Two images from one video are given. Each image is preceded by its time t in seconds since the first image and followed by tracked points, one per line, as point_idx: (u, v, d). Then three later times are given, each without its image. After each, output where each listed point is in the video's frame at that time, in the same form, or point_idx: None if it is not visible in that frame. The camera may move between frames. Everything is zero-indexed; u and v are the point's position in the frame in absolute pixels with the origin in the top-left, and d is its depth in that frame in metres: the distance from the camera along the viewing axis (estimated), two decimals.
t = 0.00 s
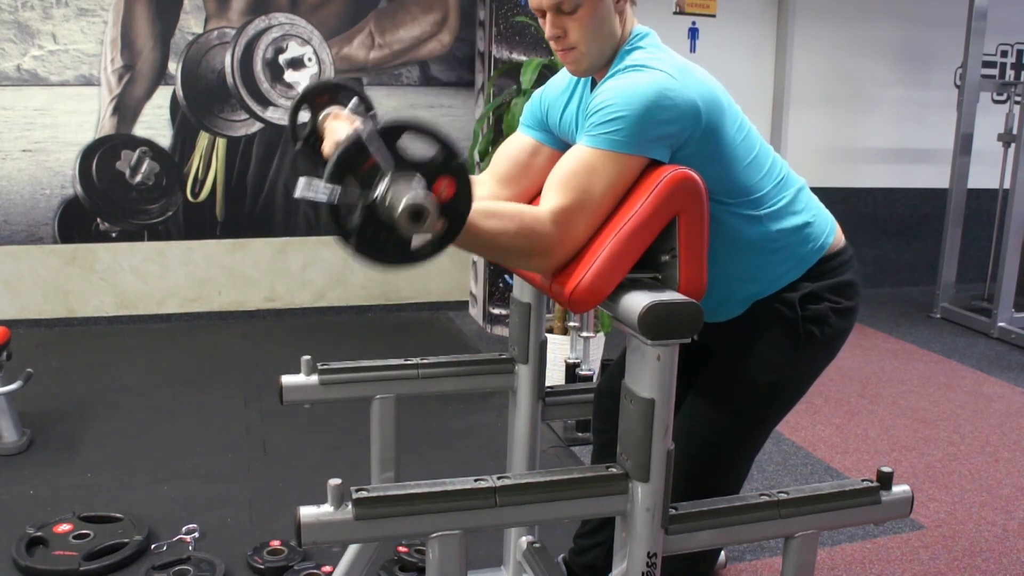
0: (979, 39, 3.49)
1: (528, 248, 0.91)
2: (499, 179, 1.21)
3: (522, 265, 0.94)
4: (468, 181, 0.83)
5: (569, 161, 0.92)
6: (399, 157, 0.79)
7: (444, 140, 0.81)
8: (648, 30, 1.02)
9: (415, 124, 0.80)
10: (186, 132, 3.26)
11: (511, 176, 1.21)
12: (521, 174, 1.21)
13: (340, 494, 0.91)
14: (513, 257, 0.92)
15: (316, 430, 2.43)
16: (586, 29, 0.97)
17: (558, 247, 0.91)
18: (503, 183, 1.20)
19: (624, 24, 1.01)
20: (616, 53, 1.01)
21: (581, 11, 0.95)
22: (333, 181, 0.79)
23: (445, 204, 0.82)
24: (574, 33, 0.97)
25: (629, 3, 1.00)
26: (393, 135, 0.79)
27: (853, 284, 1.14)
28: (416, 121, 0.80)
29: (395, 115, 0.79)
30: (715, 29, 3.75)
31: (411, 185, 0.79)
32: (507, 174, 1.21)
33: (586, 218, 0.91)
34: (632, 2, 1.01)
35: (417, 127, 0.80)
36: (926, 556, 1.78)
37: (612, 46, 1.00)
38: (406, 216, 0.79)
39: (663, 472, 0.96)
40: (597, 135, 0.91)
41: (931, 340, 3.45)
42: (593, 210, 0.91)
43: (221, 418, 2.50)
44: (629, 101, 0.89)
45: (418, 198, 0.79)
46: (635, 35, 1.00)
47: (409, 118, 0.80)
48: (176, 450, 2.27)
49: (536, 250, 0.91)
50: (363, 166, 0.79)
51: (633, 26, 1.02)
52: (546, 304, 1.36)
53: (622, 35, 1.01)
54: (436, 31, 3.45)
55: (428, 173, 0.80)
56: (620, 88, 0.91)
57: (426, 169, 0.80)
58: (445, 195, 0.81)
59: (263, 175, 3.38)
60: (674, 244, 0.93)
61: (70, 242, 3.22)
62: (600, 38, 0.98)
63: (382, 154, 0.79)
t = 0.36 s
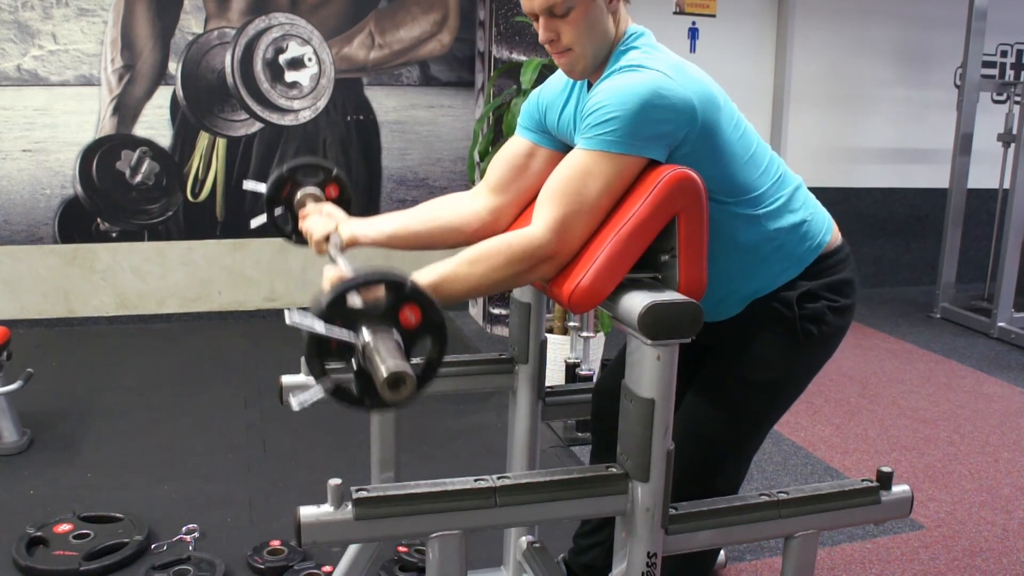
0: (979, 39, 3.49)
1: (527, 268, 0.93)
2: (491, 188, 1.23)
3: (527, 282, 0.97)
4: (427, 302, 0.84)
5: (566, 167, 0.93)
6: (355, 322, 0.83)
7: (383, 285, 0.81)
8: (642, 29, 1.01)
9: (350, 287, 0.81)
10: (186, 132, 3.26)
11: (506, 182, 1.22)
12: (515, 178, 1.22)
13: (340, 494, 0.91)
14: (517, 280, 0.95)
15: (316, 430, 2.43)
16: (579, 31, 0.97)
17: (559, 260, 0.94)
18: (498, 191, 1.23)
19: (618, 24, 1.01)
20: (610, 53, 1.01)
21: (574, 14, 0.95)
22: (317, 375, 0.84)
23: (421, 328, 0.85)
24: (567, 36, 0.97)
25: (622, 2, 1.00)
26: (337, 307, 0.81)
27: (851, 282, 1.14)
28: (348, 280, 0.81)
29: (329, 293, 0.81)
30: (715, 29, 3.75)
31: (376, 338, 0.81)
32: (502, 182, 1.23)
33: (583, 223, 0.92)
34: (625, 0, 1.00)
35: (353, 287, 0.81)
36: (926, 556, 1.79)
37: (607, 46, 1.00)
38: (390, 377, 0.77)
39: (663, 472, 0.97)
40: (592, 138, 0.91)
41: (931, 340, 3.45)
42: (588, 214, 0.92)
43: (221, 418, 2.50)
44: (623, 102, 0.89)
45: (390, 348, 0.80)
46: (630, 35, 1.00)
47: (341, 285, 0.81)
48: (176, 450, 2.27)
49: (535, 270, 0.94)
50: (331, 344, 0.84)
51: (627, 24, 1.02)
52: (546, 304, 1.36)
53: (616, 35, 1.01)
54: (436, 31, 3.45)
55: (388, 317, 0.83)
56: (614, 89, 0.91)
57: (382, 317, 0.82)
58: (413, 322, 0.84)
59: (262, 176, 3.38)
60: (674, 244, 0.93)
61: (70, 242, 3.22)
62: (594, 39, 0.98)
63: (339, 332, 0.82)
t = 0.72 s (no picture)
0: (979, 39, 3.49)
1: (527, 275, 0.94)
2: (490, 193, 1.23)
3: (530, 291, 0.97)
4: (435, 356, 0.85)
5: (562, 170, 0.93)
6: (371, 394, 0.84)
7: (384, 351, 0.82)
8: (637, 27, 1.01)
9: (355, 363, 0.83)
10: (186, 132, 3.26)
11: (505, 185, 1.22)
12: (514, 180, 1.22)
13: (340, 495, 0.90)
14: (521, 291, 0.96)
15: (316, 430, 2.43)
16: (574, 33, 0.97)
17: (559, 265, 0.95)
18: (497, 192, 1.22)
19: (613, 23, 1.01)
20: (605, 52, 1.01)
21: (568, 17, 0.95)
22: (354, 453, 0.87)
23: (435, 378, 0.86)
24: (562, 38, 0.97)
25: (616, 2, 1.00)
26: (348, 386, 0.83)
27: (850, 280, 1.14)
28: (353, 357, 0.83)
29: (336, 376, 0.83)
30: (715, 29, 3.75)
31: (394, 403, 0.82)
32: (501, 184, 1.22)
33: (580, 226, 0.93)
34: None
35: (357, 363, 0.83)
36: (926, 556, 1.79)
37: (602, 45, 1.00)
38: (414, 437, 0.79)
39: (663, 472, 0.96)
40: (588, 140, 0.91)
41: (931, 341, 3.45)
42: (584, 215, 0.92)
43: (221, 418, 2.50)
44: (618, 101, 0.89)
45: (410, 409, 0.81)
46: (624, 34, 1.00)
47: (346, 362, 0.83)
48: (176, 450, 2.27)
49: (535, 277, 0.95)
50: (355, 421, 0.86)
51: (621, 23, 1.02)
52: (546, 304, 1.36)
53: (611, 34, 1.01)
54: (436, 31, 3.45)
55: (400, 378, 0.84)
56: (607, 88, 0.91)
57: (394, 380, 0.84)
58: (426, 377, 0.85)
59: (262, 176, 3.38)
60: (674, 243, 0.93)
61: (70, 242, 3.22)
62: (587, 40, 0.98)
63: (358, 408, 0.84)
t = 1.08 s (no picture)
0: (979, 39, 3.49)
1: (526, 276, 0.94)
2: (489, 194, 1.23)
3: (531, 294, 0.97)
4: (448, 392, 0.82)
5: (561, 171, 0.93)
6: (395, 443, 0.83)
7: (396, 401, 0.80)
8: (633, 27, 1.01)
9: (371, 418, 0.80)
10: (186, 132, 3.26)
11: (505, 187, 1.22)
12: (514, 182, 1.22)
13: (340, 494, 0.90)
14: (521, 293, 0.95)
15: (316, 430, 2.43)
16: (570, 35, 0.97)
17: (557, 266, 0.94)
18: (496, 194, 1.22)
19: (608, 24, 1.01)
20: (602, 53, 1.01)
21: (563, 20, 0.95)
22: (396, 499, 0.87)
23: (455, 413, 0.83)
24: (558, 40, 0.97)
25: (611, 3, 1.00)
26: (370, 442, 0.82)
27: (849, 278, 1.14)
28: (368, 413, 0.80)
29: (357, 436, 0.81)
30: (715, 29, 3.75)
31: (419, 449, 0.81)
32: (500, 185, 1.22)
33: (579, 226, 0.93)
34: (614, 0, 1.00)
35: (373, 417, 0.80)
36: (925, 556, 1.79)
37: (598, 46, 1.00)
38: (443, 480, 0.78)
39: (663, 472, 0.96)
40: (586, 141, 0.91)
41: (931, 341, 3.45)
42: (582, 215, 0.92)
43: (221, 418, 2.50)
44: (615, 101, 0.89)
45: (435, 450, 0.80)
46: (621, 34, 1.00)
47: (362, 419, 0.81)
48: (176, 450, 2.27)
49: (534, 278, 0.94)
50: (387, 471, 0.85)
51: (616, 24, 1.02)
52: (546, 304, 1.36)
53: (606, 36, 1.01)
54: (436, 31, 3.45)
55: (419, 421, 0.82)
56: (604, 88, 0.91)
57: (414, 426, 0.82)
58: (445, 416, 0.82)
59: (262, 176, 3.38)
60: (674, 243, 0.93)
61: (70, 242, 3.22)
62: (583, 41, 0.98)
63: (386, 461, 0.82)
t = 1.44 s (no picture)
0: (979, 39, 3.49)
1: (526, 276, 0.94)
2: (490, 195, 1.23)
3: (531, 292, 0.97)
4: (442, 387, 0.82)
5: (559, 171, 0.93)
6: (390, 439, 0.83)
7: (391, 394, 0.81)
8: (631, 27, 1.01)
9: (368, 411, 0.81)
10: (186, 132, 3.26)
11: (506, 188, 1.22)
12: (514, 182, 1.22)
13: (340, 494, 0.90)
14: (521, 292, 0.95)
15: (316, 430, 2.43)
16: (569, 34, 0.96)
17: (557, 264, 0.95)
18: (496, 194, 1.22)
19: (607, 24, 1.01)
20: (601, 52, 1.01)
21: (562, 19, 0.95)
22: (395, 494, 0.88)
23: (449, 408, 0.84)
24: (557, 39, 0.97)
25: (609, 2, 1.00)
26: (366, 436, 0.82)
27: (848, 277, 1.14)
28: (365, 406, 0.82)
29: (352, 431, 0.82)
30: (715, 29, 3.75)
31: (413, 444, 0.81)
32: (501, 186, 1.22)
33: (578, 226, 0.93)
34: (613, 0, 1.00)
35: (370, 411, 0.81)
36: (925, 556, 1.78)
37: (598, 46, 1.00)
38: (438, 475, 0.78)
39: (663, 472, 0.96)
40: (585, 142, 0.91)
41: (931, 341, 3.45)
42: (581, 216, 0.92)
43: (221, 418, 2.50)
44: (613, 102, 0.89)
45: (429, 446, 0.80)
46: (619, 35, 1.00)
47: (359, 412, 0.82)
48: (176, 450, 2.27)
49: (534, 279, 0.95)
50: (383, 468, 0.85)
51: (615, 23, 1.02)
52: (546, 304, 1.36)
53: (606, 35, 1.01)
54: (436, 31, 3.45)
55: (414, 417, 0.82)
56: (603, 88, 0.91)
57: (409, 419, 0.82)
58: (439, 411, 0.83)
59: (262, 176, 3.38)
60: (674, 243, 0.93)
61: (70, 242, 3.22)
62: (581, 41, 0.98)
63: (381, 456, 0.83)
